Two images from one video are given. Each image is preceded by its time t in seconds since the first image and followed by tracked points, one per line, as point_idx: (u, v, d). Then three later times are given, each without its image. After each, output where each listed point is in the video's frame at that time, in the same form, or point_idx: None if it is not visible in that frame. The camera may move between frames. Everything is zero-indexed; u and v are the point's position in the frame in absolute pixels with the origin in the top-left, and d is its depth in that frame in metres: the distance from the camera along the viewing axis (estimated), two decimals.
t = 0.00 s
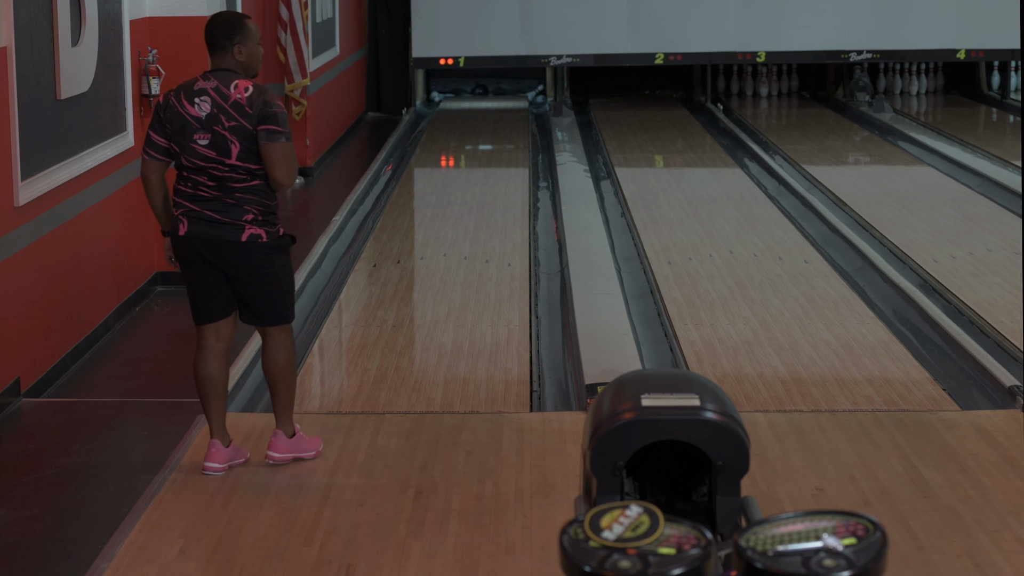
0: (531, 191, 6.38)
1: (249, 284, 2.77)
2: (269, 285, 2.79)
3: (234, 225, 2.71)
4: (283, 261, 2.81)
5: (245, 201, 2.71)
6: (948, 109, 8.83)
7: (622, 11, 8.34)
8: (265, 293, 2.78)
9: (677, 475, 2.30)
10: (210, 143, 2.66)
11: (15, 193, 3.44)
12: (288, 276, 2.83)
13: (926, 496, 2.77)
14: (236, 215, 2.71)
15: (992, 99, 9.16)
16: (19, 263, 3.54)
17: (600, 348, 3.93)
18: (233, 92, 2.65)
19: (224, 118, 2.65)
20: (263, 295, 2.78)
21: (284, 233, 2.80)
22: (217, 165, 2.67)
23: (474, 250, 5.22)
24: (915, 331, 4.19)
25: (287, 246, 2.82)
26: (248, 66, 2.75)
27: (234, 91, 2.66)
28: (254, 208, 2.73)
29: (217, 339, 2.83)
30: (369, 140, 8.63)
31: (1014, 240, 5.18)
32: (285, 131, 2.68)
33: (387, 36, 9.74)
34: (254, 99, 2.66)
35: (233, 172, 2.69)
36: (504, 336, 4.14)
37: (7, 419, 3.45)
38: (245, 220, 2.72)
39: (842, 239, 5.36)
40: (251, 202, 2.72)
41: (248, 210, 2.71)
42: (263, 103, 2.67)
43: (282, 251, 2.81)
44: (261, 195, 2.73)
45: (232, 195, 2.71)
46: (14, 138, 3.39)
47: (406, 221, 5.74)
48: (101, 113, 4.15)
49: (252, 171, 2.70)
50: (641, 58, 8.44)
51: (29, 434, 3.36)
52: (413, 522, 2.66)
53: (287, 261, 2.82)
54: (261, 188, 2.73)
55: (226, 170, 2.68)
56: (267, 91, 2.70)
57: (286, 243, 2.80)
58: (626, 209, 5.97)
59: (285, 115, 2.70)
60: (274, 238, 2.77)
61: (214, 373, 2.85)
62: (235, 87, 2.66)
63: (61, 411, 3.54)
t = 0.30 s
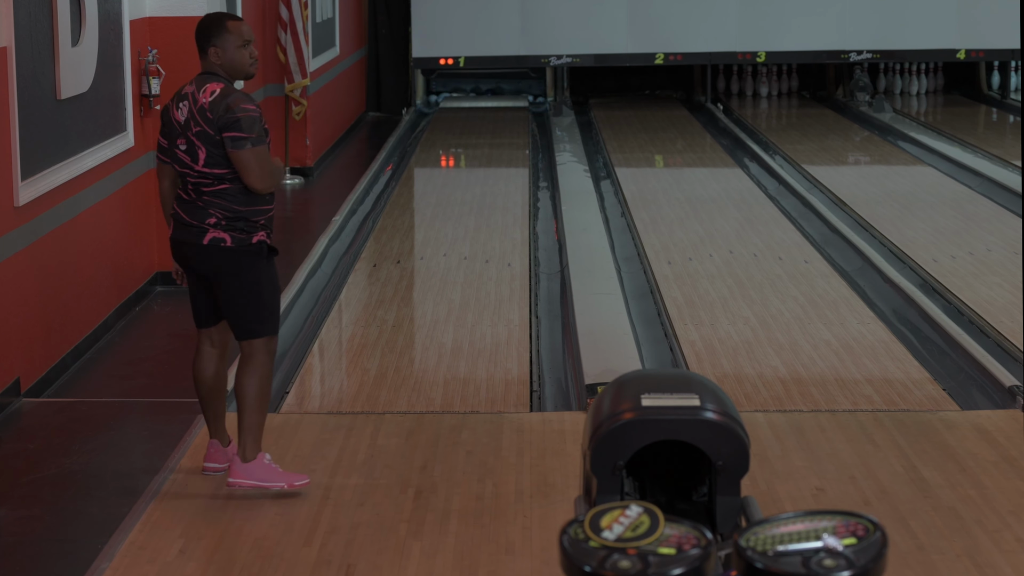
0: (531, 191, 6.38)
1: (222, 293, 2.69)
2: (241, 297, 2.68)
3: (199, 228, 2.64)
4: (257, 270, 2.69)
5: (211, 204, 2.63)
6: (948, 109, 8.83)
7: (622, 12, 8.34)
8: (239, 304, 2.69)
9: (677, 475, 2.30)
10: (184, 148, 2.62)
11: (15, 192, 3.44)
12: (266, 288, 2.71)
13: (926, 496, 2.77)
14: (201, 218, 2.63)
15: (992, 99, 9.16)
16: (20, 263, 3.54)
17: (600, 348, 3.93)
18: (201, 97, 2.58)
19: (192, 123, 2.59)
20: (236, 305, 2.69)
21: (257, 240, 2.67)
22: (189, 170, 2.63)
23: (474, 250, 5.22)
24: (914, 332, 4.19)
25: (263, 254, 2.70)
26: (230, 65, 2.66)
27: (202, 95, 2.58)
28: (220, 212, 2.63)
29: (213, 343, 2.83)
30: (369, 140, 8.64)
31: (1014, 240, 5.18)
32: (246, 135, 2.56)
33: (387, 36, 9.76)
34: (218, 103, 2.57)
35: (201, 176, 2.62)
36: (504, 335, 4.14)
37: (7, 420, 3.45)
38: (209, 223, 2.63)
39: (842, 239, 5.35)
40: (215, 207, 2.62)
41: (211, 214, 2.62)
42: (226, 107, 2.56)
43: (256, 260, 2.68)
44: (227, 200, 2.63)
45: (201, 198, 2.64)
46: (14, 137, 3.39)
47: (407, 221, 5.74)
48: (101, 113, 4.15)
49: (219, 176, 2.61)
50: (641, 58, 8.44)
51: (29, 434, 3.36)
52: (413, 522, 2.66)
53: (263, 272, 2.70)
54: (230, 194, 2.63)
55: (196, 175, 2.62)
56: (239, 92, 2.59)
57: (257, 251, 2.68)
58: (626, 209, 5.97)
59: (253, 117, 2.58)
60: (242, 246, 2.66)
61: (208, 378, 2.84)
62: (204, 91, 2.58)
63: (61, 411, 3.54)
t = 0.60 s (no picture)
0: (531, 191, 6.38)
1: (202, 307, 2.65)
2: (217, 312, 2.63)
3: (179, 240, 2.62)
4: (239, 284, 2.62)
5: (191, 217, 2.61)
6: (948, 109, 8.83)
7: (622, 12, 8.34)
8: (216, 319, 2.63)
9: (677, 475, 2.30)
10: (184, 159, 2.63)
11: (15, 192, 3.44)
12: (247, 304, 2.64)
13: (926, 496, 2.77)
14: (181, 230, 2.62)
15: (992, 99, 9.16)
16: (20, 262, 3.54)
17: (600, 348, 3.93)
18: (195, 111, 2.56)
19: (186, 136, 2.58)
20: (217, 321, 2.64)
21: (234, 257, 2.60)
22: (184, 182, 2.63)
23: (474, 250, 5.22)
24: (914, 331, 4.19)
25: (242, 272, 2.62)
26: (231, 78, 2.60)
27: (196, 109, 2.56)
28: (196, 226, 2.60)
29: (212, 351, 2.81)
30: (369, 140, 8.65)
31: (1014, 240, 5.18)
32: (211, 155, 2.48)
33: (387, 36, 9.76)
34: (199, 120, 2.52)
35: (189, 189, 2.61)
36: (504, 335, 4.14)
37: (7, 420, 3.45)
38: (188, 236, 2.61)
39: (842, 238, 5.35)
40: (193, 220, 2.60)
41: (188, 226, 2.60)
42: (203, 124, 2.51)
43: (235, 275, 2.61)
44: (203, 214, 2.59)
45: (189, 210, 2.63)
46: (14, 137, 3.38)
47: (407, 221, 5.74)
48: (101, 113, 4.15)
49: (199, 191, 2.58)
50: (641, 58, 8.44)
51: (29, 434, 3.36)
52: (413, 522, 2.66)
53: (245, 286, 2.63)
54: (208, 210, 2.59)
55: (186, 188, 2.62)
56: (223, 110, 2.52)
57: (233, 267, 2.61)
58: (626, 209, 5.97)
59: (226, 137, 2.49)
60: (217, 261, 2.59)
61: (213, 384, 2.86)
62: (198, 106, 2.56)
63: (61, 411, 3.54)
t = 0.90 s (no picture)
0: (531, 191, 6.38)
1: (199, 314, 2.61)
2: (205, 320, 2.58)
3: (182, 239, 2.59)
4: (219, 300, 2.54)
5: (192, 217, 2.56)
6: (948, 109, 8.83)
7: (621, 13, 8.34)
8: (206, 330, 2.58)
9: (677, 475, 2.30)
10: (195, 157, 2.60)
11: (15, 191, 3.43)
12: (227, 323, 2.56)
13: (926, 496, 2.77)
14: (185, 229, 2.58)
15: (992, 99, 9.16)
16: (20, 262, 3.55)
17: (600, 348, 3.93)
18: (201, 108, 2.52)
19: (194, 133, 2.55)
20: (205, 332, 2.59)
21: (219, 265, 2.51)
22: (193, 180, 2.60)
23: (475, 250, 5.22)
24: (915, 331, 4.19)
25: (226, 282, 2.53)
26: (238, 76, 2.51)
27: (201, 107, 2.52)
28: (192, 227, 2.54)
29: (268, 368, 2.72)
30: (369, 140, 8.65)
31: (1014, 240, 5.18)
32: (195, 153, 2.42)
33: (387, 35, 9.76)
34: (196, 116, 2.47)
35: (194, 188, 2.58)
36: (504, 335, 4.14)
37: (8, 420, 3.45)
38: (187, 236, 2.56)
39: (842, 238, 5.35)
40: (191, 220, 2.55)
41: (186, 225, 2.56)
42: (197, 120, 2.45)
43: (216, 288, 2.53)
44: (197, 214, 2.53)
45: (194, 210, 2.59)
46: (14, 137, 3.38)
47: (406, 221, 5.74)
48: (101, 113, 4.15)
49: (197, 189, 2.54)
50: (641, 58, 8.44)
51: (29, 435, 3.36)
52: (413, 522, 2.66)
53: (224, 303, 2.54)
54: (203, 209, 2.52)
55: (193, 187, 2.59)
56: (217, 107, 2.45)
57: (218, 276, 2.52)
58: (626, 209, 5.96)
59: (211, 134, 2.42)
60: (205, 267, 2.53)
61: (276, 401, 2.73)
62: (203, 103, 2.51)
63: (61, 411, 3.54)
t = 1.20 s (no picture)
0: (531, 191, 6.38)
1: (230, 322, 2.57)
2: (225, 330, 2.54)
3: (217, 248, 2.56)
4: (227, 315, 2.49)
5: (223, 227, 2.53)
6: (947, 109, 8.83)
7: (621, 13, 8.34)
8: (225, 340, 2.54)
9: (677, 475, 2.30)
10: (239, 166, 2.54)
11: (15, 192, 3.43)
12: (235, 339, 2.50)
13: (926, 496, 2.77)
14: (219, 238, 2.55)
15: (992, 99, 9.16)
16: (20, 262, 3.55)
17: (599, 348, 3.93)
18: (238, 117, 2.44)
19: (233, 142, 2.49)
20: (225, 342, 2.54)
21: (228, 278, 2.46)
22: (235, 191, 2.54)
23: (474, 250, 5.22)
24: (915, 331, 4.19)
25: (234, 296, 2.47)
26: (271, 87, 2.38)
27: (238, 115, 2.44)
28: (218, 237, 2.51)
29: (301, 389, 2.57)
30: (369, 140, 8.65)
31: (1014, 240, 5.18)
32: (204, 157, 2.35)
33: (387, 35, 9.76)
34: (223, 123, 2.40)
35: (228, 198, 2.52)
36: (504, 335, 4.14)
37: (8, 420, 3.45)
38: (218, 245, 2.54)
39: (842, 238, 5.35)
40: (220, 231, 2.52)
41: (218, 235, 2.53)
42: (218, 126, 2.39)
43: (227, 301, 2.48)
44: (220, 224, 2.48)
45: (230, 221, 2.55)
46: (15, 137, 3.38)
47: (406, 221, 5.74)
48: (101, 113, 4.15)
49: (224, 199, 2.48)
50: (641, 58, 8.44)
51: (29, 434, 3.36)
52: (413, 522, 2.66)
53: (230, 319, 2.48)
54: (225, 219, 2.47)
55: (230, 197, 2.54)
56: (236, 115, 2.36)
57: (227, 288, 2.47)
58: (626, 209, 5.96)
59: (219, 141, 2.33)
60: (220, 277, 2.49)
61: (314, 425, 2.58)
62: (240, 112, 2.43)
63: (61, 411, 3.54)
